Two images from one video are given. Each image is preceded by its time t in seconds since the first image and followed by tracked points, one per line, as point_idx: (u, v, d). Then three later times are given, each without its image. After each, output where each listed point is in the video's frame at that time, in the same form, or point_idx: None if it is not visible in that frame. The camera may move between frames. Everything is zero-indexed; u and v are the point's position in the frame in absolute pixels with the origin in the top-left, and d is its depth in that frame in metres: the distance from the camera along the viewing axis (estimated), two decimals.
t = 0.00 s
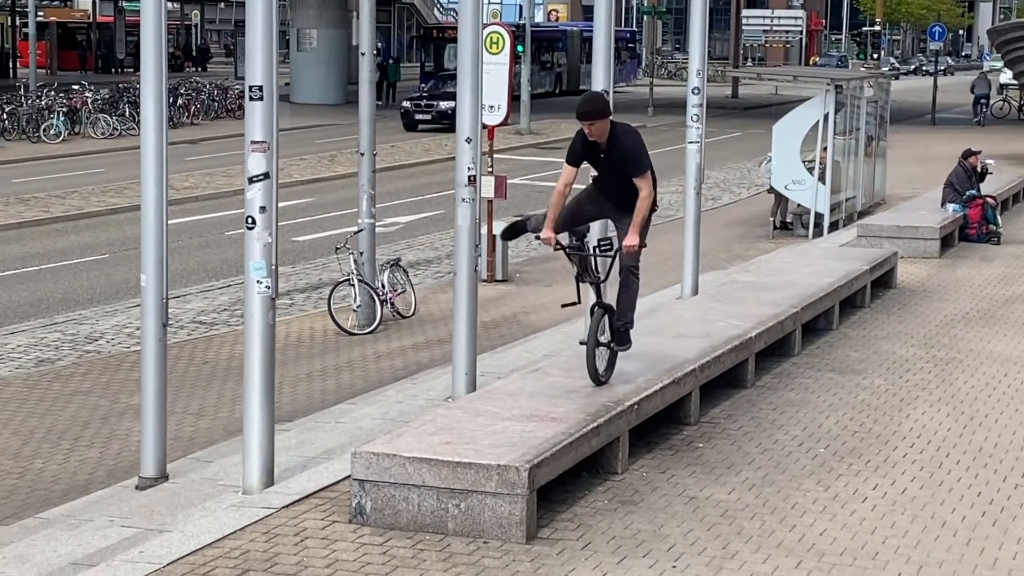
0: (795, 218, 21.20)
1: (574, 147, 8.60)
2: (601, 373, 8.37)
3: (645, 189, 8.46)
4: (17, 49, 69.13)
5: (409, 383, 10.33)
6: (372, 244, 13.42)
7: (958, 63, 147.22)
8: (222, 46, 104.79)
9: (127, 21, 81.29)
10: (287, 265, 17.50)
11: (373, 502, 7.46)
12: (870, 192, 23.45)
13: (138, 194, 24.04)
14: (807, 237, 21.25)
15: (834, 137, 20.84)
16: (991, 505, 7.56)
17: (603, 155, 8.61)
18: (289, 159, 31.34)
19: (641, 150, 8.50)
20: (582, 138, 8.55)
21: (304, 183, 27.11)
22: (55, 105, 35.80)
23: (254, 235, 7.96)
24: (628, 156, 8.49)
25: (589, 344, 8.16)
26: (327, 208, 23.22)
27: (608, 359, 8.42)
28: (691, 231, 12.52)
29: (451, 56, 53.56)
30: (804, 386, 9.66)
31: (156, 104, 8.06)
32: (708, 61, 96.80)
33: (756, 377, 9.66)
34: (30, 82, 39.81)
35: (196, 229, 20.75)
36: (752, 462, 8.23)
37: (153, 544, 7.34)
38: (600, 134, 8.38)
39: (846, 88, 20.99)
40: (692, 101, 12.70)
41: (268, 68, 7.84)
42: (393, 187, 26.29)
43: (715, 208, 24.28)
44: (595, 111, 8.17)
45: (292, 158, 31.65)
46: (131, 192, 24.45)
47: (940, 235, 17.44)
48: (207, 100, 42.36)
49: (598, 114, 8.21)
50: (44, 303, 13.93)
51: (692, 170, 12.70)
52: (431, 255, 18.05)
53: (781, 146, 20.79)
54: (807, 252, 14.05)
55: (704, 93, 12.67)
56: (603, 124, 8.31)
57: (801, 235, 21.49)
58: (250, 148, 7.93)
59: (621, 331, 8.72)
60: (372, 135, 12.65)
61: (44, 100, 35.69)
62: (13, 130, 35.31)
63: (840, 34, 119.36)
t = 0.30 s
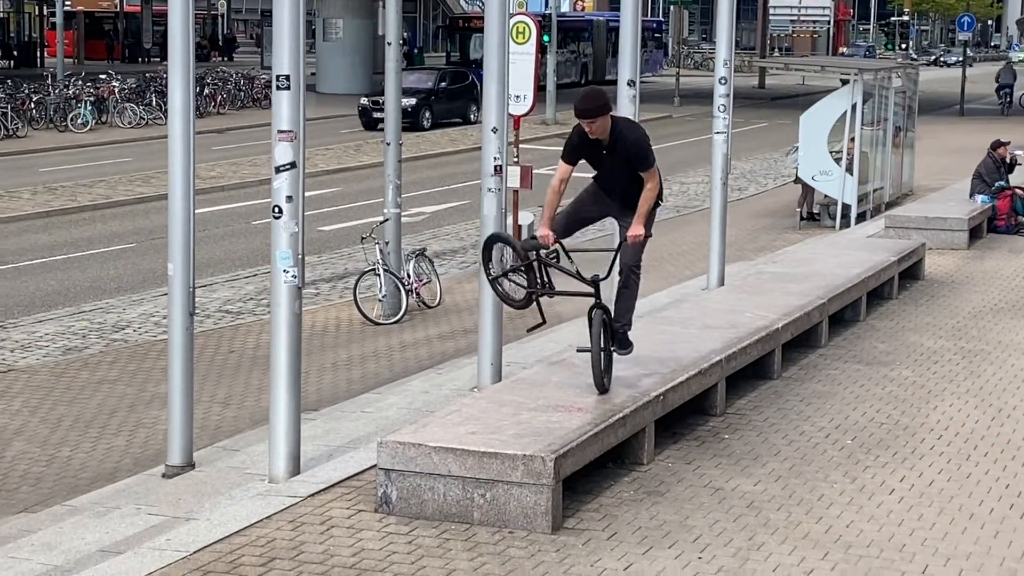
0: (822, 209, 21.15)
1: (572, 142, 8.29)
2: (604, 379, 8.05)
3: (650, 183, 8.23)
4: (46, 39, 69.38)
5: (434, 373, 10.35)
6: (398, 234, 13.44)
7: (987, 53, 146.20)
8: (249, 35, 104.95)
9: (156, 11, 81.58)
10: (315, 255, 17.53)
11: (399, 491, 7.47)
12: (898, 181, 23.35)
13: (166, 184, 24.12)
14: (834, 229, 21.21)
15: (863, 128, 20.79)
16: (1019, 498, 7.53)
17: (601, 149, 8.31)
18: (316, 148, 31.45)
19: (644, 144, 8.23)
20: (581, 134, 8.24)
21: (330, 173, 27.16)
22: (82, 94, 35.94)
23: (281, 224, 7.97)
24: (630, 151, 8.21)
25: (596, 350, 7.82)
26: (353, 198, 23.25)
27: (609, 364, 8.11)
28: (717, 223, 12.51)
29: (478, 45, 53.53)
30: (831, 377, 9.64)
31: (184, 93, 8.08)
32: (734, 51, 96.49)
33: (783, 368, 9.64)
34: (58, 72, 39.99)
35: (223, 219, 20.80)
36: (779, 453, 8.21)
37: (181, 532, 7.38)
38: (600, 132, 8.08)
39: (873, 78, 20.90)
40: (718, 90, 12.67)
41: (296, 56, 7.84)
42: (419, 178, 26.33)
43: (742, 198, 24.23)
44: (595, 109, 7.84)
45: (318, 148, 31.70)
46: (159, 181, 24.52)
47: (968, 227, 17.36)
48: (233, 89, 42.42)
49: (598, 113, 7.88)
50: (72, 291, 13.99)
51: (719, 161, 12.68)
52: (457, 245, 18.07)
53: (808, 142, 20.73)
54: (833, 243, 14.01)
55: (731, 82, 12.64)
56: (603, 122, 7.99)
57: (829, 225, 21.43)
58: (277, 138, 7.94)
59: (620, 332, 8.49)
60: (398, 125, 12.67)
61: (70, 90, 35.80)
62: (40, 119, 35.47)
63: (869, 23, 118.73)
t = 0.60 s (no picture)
0: (850, 196, 21.08)
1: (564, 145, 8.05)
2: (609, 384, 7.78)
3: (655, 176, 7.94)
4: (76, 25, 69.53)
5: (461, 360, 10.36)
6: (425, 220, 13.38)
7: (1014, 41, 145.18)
8: (275, 22, 105.00)
9: None
10: (342, 240, 17.56)
11: (427, 476, 7.49)
12: (927, 169, 23.25)
13: (196, 169, 24.19)
14: (862, 215, 21.16)
15: (892, 115, 20.71)
16: None
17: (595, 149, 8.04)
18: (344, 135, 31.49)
19: (638, 139, 7.94)
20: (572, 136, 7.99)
21: (356, 159, 27.18)
22: (111, 79, 36.06)
23: (309, 210, 7.99)
24: (626, 147, 7.92)
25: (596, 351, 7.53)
26: (381, 184, 23.27)
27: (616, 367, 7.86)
28: (744, 210, 12.49)
29: (505, 32, 53.37)
30: (859, 364, 9.61)
31: (214, 78, 8.11)
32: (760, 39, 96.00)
33: (810, 355, 9.63)
34: (88, 59, 40.15)
35: (251, 204, 20.86)
36: (807, 440, 8.21)
37: (210, 516, 7.42)
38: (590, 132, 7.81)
39: (903, 65, 20.83)
40: (746, 77, 12.64)
41: (325, 41, 7.86)
42: (446, 164, 26.34)
43: (768, 185, 24.16)
44: (580, 108, 7.59)
45: (344, 134, 31.74)
46: (188, 167, 24.58)
47: (997, 215, 17.29)
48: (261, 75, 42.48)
49: (583, 112, 7.62)
50: (102, 276, 14.06)
51: (746, 148, 12.65)
52: (484, 231, 18.07)
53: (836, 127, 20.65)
54: (860, 230, 13.96)
55: (760, 69, 12.61)
56: (591, 121, 7.72)
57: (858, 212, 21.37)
58: (305, 123, 7.95)
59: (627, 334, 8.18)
60: (426, 112, 12.69)
61: (99, 75, 35.88)
62: (70, 105, 35.59)
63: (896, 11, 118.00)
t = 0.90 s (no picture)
0: (873, 181, 21.26)
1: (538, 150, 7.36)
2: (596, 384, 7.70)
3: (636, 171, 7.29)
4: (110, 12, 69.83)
5: (488, 341, 10.54)
6: (455, 202, 13.73)
7: None
8: (306, 10, 105.28)
9: None
10: (373, 223, 17.76)
11: (458, 453, 7.67)
12: (949, 155, 23.33)
13: (230, 154, 24.43)
14: (884, 201, 21.26)
15: (914, 101, 20.79)
16: None
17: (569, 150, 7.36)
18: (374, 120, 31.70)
19: (611, 136, 7.29)
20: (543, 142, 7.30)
21: (388, 144, 27.38)
22: (148, 66, 36.33)
23: (342, 193, 8.16)
24: (599, 146, 7.27)
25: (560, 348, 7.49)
26: (411, 168, 23.45)
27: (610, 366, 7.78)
28: (768, 194, 12.63)
29: (533, 19, 53.31)
30: (881, 346, 9.76)
31: (249, 63, 8.30)
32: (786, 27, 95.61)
33: (833, 337, 9.78)
34: (124, 45, 40.44)
35: (284, 188, 21.08)
36: (829, 420, 8.36)
37: (245, 492, 7.60)
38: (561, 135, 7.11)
39: (927, 52, 20.91)
40: (772, 63, 12.77)
41: (357, 27, 8.03)
42: (475, 149, 26.53)
43: (791, 171, 24.25)
44: (546, 113, 6.91)
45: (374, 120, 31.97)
46: (222, 152, 24.81)
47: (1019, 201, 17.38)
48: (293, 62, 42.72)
49: (549, 116, 6.93)
50: (139, 258, 14.30)
51: (770, 135, 12.78)
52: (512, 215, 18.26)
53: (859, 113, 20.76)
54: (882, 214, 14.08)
55: (785, 56, 12.76)
56: (560, 124, 7.02)
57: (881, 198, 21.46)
58: (338, 108, 8.12)
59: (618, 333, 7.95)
60: (456, 96, 12.92)
61: (135, 62, 36.29)
62: (107, 91, 35.95)
63: None
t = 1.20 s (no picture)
0: (884, 167, 21.66)
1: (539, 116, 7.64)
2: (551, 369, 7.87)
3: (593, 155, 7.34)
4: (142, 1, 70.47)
5: (514, 318, 10.98)
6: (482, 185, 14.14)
7: None
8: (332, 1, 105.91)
9: None
10: (404, 207, 18.23)
11: (486, 424, 8.09)
12: (957, 143, 23.64)
13: (266, 141, 24.96)
14: (895, 186, 21.63)
15: (924, 89, 21.15)
16: None
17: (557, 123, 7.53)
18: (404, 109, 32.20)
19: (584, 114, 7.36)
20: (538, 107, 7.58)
21: (419, 131, 27.86)
22: (192, 56, 37.15)
23: (376, 176, 8.58)
24: (568, 121, 7.39)
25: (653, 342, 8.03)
26: (441, 155, 23.92)
27: (577, 358, 8.01)
28: (782, 178, 13.01)
29: (558, 11, 53.54)
30: (890, 325, 10.16)
31: (287, 53, 8.71)
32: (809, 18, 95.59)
33: (844, 316, 10.18)
34: (168, 35, 41.18)
35: (318, 173, 21.60)
36: (840, 395, 8.76)
37: (285, 460, 8.04)
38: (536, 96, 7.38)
39: (935, 42, 21.22)
40: (786, 54, 13.13)
41: (390, 18, 8.43)
42: (502, 136, 27.00)
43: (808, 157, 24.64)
44: (516, 69, 7.27)
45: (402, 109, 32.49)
46: (257, 139, 25.30)
47: None
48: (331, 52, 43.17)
49: (514, 72, 7.27)
50: (183, 238, 14.86)
51: (785, 122, 13.15)
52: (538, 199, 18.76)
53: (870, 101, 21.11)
54: (893, 198, 14.45)
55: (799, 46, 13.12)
56: (528, 83, 7.31)
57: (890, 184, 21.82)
58: (373, 96, 8.53)
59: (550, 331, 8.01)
60: (483, 84, 13.29)
61: (180, 53, 37.20)
62: (153, 80, 36.78)
63: None
